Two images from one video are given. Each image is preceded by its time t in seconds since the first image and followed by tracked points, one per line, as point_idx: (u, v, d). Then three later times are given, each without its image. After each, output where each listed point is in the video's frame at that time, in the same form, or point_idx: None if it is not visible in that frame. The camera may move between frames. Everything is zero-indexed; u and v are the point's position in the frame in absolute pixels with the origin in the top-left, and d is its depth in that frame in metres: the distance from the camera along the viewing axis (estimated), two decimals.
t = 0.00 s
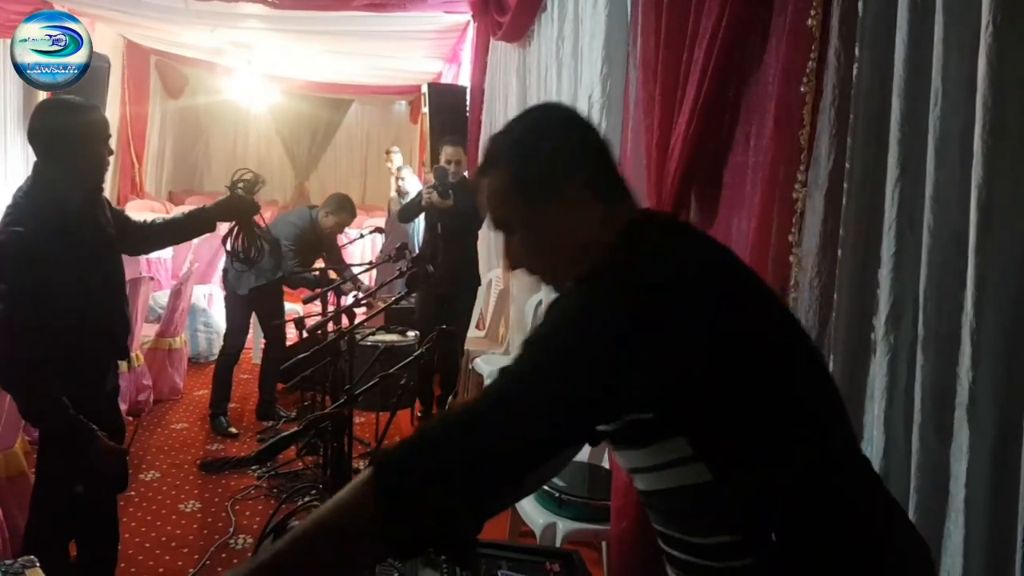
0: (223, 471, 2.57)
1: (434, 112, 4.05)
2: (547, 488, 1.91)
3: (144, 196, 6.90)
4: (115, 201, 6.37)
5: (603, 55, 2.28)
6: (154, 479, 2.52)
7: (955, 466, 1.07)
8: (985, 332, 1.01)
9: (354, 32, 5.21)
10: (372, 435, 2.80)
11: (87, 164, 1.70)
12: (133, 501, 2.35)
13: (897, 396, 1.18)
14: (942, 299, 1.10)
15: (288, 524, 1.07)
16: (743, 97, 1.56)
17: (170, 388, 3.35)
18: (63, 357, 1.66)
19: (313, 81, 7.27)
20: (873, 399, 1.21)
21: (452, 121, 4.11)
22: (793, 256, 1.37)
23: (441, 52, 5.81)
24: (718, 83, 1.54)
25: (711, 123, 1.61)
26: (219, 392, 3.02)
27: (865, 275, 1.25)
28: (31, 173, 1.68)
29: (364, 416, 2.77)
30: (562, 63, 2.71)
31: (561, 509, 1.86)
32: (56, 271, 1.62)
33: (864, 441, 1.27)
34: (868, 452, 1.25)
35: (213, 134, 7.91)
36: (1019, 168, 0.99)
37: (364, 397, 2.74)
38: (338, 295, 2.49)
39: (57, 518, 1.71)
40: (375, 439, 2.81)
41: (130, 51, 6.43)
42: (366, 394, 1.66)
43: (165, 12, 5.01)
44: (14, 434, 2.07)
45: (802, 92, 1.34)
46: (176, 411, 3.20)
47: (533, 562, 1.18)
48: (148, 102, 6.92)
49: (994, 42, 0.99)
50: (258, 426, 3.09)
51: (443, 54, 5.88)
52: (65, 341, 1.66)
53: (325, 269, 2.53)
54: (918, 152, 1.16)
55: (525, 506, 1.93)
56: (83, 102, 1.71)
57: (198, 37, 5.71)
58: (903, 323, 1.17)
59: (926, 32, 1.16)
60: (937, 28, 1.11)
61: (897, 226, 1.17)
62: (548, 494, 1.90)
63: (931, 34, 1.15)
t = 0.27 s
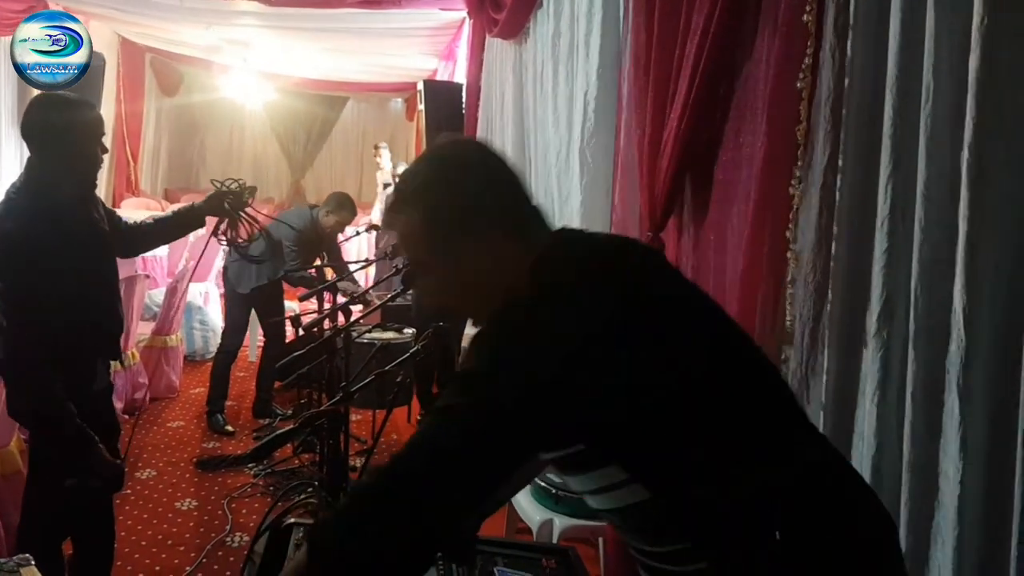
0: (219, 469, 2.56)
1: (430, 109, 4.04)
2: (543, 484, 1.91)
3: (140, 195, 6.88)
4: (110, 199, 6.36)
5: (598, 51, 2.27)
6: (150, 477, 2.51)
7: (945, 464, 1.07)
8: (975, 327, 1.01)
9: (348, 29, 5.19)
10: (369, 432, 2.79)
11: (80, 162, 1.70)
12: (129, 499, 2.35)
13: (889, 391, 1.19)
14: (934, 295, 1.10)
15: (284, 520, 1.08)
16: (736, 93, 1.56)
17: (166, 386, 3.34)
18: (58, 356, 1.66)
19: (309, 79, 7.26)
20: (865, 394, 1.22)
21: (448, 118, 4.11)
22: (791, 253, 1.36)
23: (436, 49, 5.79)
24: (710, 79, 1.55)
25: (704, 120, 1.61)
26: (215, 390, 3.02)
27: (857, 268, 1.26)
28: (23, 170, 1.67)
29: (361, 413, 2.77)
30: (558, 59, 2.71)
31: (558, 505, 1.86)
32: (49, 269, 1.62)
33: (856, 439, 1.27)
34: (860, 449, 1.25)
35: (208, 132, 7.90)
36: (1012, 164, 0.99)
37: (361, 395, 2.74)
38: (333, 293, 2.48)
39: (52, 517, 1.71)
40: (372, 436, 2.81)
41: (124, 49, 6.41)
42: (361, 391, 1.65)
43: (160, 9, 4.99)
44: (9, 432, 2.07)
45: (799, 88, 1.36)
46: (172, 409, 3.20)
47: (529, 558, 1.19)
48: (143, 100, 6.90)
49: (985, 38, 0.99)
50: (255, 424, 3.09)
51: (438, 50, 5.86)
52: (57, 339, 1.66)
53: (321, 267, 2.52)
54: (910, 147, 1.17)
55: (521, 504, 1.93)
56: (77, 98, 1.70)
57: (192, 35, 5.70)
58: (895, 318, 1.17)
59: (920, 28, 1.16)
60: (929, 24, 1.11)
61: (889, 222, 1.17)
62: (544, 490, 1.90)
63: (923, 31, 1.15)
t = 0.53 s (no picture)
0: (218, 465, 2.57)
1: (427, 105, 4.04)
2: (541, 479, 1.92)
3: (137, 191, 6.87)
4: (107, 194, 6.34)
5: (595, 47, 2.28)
6: (148, 473, 2.52)
7: (942, 461, 1.07)
8: (975, 322, 1.02)
9: (345, 24, 5.18)
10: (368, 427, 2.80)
11: (79, 158, 1.69)
12: (127, 494, 2.36)
13: (887, 387, 1.19)
14: (932, 292, 1.10)
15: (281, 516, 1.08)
16: (732, 89, 1.57)
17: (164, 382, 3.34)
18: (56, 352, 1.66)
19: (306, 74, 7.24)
20: (863, 391, 1.22)
21: (445, 113, 4.11)
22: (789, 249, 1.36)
23: (433, 45, 5.79)
24: (707, 74, 1.55)
25: (701, 116, 1.61)
26: (214, 385, 3.02)
27: (853, 264, 1.27)
28: (21, 166, 1.67)
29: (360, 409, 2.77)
30: (555, 54, 2.71)
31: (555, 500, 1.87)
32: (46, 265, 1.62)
33: (852, 436, 1.28)
34: (856, 447, 1.26)
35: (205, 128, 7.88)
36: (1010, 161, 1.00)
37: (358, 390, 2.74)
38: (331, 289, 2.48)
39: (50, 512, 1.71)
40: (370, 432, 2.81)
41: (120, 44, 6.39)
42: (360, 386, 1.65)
43: (157, 5, 4.97)
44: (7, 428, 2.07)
45: (796, 82, 1.35)
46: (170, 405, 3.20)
47: (527, 554, 1.19)
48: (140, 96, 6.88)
49: (985, 35, 0.99)
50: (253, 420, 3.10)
51: (435, 46, 5.85)
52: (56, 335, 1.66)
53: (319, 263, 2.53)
54: (908, 143, 1.17)
55: (518, 499, 1.94)
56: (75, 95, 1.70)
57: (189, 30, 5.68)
58: (893, 315, 1.18)
59: (919, 26, 1.16)
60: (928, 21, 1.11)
61: (887, 218, 1.17)
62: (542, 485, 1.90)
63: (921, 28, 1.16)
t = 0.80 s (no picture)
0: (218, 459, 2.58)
1: (426, 98, 4.03)
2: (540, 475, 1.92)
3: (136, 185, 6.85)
4: (106, 189, 6.33)
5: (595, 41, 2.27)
6: (149, 467, 2.52)
7: (948, 456, 1.08)
8: (979, 317, 1.02)
9: (343, 18, 5.16)
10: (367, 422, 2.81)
11: (79, 153, 1.69)
12: (129, 488, 2.36)
13: (890, 382, 1.19)
14: (937, 287, 1.11)
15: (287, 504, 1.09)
16: (733, 84, 1.57)
17: (164, 376, 3.35)
18: (57, 347, 1.66)
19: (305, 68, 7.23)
20: (865, 387, 1.22)
21: (444, 107, 4.09)
22: (790, 245, 1.36)
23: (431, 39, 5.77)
24: (709, 69, 1.55)
25: (702, 111, 1.61)
26: (213, 380, 3.02)
27: (855, 262, 1.27)
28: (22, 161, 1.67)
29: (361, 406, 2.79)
30: (556, 47, 2.70)
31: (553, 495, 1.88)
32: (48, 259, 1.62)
33: (854, 432, 1.28)
34: (858, 443, 1.26)
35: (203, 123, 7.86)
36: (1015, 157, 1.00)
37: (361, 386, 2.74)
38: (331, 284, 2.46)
39: (54, 508, 1.72)
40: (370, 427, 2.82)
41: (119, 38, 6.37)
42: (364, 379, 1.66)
43: None
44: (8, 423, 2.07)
45: (798, 75, 1.34)
46: (170, 399, 3.21)
47: (528, 547, 1.20)
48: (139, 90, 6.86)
49: (992, 29, 0.99)
50: (252, 414, 3.10)
51: (433, 40, 5.83)
52: (56, 330, 1.66)
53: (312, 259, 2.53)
54: (912, 139, 1.17)
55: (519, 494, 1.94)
56: (75, 90, 1.69)
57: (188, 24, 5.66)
58: (895, 310, 1.18)
59: (922, 21, 1.16)
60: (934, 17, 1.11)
61: (891, 214, 1.18)
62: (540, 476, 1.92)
63: (926, 24, 1.16)
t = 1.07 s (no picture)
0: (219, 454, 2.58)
1: (428, 93, 4.02)
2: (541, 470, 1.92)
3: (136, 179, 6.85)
4: (106, 183, 6.33)
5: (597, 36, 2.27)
6: (150, 461, 2.53)
7: (950, 452, 1.08)
8: (980, 313, 1.02)
9: (343, 11, 5.16)
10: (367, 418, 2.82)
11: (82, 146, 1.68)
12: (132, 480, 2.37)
13: (891, 378, 1.19)
14: (937, 283, 1.11)
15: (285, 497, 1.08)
16: (735, 79, 1.57)
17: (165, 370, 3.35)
18: (58, 341, 1.66)
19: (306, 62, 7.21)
20: (866, 383, 1.22)
21: (446, 102, 4.09)
22: (792, 241, 1.35)
23: (432, 33, 5.76)
24: (711, 65, 1.55)
25: (704, 105, 1.61)
26: (214, 374, 3.02)
27: (857, 258, 1.26)
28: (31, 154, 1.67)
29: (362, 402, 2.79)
30: (557, 42, 2.69)
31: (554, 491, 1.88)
32: (51, 252, 1.62)
33: (855, 428, 1.28)
34: (859, 438, 1.26)
35: (204, 117, 7.86)
36: (1017, 153, 1.00)
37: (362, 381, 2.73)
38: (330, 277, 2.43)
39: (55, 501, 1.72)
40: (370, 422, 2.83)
41: (120, 31, 6.37)
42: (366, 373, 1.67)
43: None
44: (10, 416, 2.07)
45: (802, 70, 1.33)
46: (171, 393, 3.22)
47: (531, 542, 1.20)
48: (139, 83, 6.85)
49: (994, 25, 0.99)
50: (253, 408, 3.10)
51: (433, 34, 5.82)
52: (57, 324, 1.66)
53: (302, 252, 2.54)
54: (914, 134, 1.17)
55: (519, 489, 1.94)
56: (93, 81, 1.69)
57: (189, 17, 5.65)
58: (896, 306, 1.18)
59: (924, 17, 1.16)
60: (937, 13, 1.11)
61: (892, 209, 1.17)
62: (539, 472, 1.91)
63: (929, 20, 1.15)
